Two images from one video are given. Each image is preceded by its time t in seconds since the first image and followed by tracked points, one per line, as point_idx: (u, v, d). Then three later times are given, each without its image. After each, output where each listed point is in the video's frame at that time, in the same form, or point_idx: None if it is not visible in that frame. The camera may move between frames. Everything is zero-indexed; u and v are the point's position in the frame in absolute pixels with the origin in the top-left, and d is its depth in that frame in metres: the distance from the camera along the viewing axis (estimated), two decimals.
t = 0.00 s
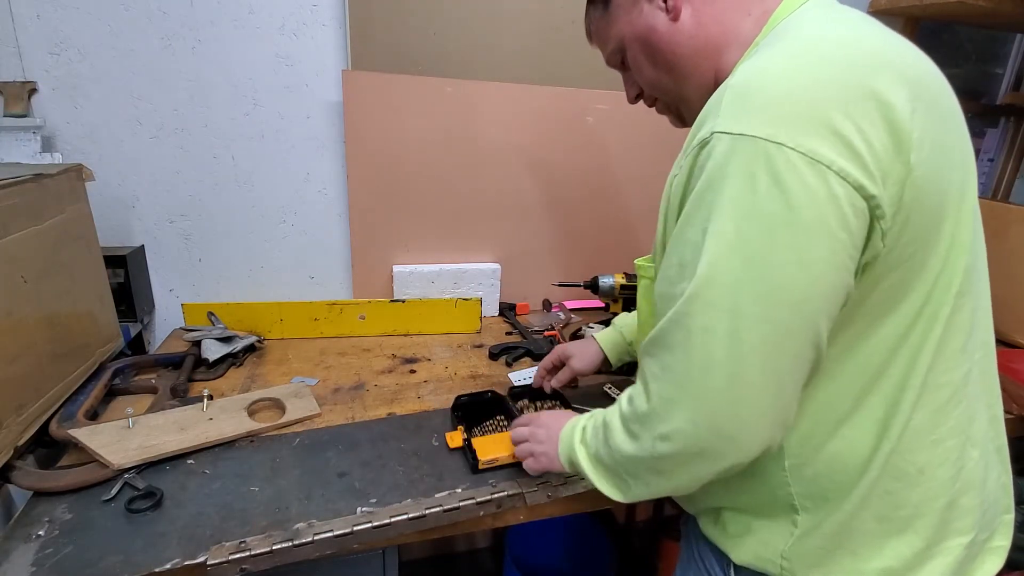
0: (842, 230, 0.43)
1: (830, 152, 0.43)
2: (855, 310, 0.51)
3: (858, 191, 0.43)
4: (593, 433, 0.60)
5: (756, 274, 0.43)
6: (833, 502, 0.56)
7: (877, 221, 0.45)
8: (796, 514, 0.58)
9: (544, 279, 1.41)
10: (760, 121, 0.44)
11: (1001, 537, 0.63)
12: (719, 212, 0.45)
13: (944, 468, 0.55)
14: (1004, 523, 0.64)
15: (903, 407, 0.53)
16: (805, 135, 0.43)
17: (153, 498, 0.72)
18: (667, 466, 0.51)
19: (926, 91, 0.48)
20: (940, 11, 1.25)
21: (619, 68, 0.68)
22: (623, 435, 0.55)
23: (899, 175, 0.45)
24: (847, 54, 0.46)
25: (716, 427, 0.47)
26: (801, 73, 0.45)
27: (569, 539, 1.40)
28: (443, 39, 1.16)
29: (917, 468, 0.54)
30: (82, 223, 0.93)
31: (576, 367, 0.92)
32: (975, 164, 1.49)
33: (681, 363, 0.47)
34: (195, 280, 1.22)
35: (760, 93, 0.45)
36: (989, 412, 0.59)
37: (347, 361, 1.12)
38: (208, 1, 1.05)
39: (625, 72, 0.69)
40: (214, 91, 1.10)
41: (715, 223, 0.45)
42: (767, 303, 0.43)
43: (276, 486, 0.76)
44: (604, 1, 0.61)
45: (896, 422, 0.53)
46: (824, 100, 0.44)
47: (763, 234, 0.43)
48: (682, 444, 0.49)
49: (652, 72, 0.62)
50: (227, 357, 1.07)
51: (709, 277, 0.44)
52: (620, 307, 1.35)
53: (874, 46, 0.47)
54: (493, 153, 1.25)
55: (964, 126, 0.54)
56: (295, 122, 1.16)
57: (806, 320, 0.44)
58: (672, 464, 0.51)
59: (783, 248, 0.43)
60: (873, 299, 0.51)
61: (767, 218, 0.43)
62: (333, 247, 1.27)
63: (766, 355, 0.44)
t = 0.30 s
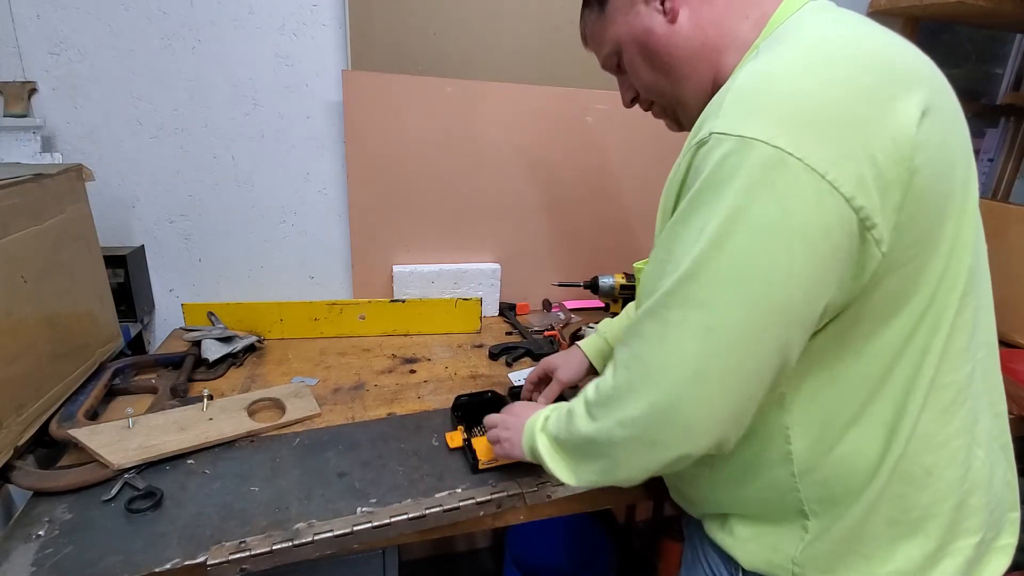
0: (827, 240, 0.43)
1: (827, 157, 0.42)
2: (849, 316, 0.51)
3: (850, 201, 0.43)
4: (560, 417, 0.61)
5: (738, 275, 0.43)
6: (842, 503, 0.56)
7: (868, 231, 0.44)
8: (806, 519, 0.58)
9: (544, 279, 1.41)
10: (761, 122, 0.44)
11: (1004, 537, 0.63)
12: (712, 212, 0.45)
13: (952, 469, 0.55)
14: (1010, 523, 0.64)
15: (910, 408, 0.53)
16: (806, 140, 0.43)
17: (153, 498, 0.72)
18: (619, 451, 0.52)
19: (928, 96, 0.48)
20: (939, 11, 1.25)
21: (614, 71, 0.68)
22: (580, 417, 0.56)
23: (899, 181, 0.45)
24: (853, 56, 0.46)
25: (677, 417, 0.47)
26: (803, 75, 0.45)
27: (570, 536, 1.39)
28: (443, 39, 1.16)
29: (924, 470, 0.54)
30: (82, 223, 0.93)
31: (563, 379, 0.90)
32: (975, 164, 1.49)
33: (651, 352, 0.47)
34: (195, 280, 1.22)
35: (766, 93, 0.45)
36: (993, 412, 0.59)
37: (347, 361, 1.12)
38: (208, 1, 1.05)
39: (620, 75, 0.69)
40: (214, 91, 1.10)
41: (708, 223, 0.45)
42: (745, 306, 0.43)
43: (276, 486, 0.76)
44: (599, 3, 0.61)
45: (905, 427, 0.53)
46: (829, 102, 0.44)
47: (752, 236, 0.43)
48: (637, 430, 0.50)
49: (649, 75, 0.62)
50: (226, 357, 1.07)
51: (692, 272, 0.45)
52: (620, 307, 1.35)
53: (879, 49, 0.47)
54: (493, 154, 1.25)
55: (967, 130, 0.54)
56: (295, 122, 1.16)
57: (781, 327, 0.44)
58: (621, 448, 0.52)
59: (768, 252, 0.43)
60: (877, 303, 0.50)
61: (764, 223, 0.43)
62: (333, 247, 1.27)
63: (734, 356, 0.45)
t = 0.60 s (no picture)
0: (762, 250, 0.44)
1: (776, 167, 0.43)
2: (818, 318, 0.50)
3: (791, 214, 0.44)
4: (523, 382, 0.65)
5: (677, 274, 0.46)
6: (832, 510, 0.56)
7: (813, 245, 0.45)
8: (793, 526, 0.59)
9: (544, 279, 1.41)
10: (720, 128, 0.45)
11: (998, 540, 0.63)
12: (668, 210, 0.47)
13: (942, 476, 0.54)
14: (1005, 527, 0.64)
15: (894, 416, 0.53)
16: (759, 148, 0.44)
17: (153, 498, 0.72)
18: (554, 413, 0.57)
19: (907, 102, 0.48)
20: (940, 11, 1.25)
21: (604, 71, 0.68)
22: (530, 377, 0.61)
23: (860, 189, 0.45)
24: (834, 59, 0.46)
25: (599, 387, 0.51)
26: (789, 76, 0.45)
27: (569, 536, 1.40)
28: (443, 39, 1.15)
29: (912, 478, 0.54)
30: (82, 223, 0.93)
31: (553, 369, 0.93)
32: (975, 164, 1.49)
33: (591, 330, 0.51)
34: (195, 280, 1.22)
35: (742, 95, 0.45)
36: (985, 417, 0.59)
37: (347, 361, 1.13)
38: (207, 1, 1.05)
39: (611, 75, 0.69)
40: (214, 91, 1.10)
41: (665, 218, 0.47)
42: (679, 305, 0.46)
43: (276, 486, 0.76)
44: (588, 3, 0.61)
45: (888, 434, 0.53)
46: (799, 107, 0.44)
47: (693, 236, 0.45)
48: (567, 394, 0.54)
49: (638, 75, 0.62)
50: (227, 357, 1.07)
51: (638, 260, 0.48)
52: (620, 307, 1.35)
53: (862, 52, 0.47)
54: (491, 154, 1.25)
55: (956, 136, 0.53)
56: (295, 122, 1.16)
57: (712, 329, 0.46)
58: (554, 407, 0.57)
59: (706, 255, 0.45)
60: (849, 308, 0.50)
61: (714, 229, 0.44)
62: (332, 246, 1.27)
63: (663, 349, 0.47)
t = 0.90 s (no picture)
0: (760, 245, 0.44)
1: (764, 164, 0.44)
2: (800, 315, 0.51)
3: (783, 208, 0.44)
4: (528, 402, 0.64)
5: (671, 280, 0.45)
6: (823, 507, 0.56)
7: (805, 236, 0.45)
8: (773, 518, 0.59)
9: (544, 279, 1.41)
10: (706, 131, 0.45)
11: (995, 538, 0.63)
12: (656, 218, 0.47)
13: (917, 471, 0.54)
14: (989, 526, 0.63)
15: (867, 410, 0.52)
16: (744, 149, 0.44)
17: (153, 498, 0.72)
18: (568, 438, 0.55)
19: (886, 98, 0.48)
20: (940, 11, 1.25)
21: (594, 73, 0.68)
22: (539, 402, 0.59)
23: (841, 185, 0.46)
24: (811, 60, 0.47)
25: (614, 411, 0.50)
26: (762, 79, 0.46)
27: (569, 536, 1.40)
28: (443, 39, 1.15)
29: (887, 473, 0.54)
30: (82, 223, 0.93)
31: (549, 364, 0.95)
32: (975, 164, 1.50)
33: (598, 349, 0.50)
34: (195, 280, 1.22)
35: (721, 96, 0.46)
36: (966, 414, 0.58)
37: (347, 361, 1.12)
38: (208, 1, 1.05)
39: (600, 78, 0.69)
40: (214, 92, 1.10)
41: (653, 227, 0.46)
42: (677, 309, 0.45)
43: (276, 486, 0.76)
44: (579, 5, 0.61)
45: (862, 427, 0.53)
46: (780, 108, 0.44)
47: (687, 241, 0.45)
48: (581, 419, 0.53)
49: (626, 77, 0.62)
50: (226, 357, 1.07)
51: (631, 275, 0.47)
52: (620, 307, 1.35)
53: (839, 51, 0.48)
54: (490, 154, 1.25)
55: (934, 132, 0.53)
56: (295, 122, 1.16)
57: (715, 329, 0.46)
58: (567, 433, 0.55)
59: (701, 256, 0.44)
60: (826, 304, 0.50)
61: (706, 230, 0.44)
62: (332, 246, 1.27)
63: (667, 358, 0.47)
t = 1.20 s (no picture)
0: (754, 245, 0.44)
1: (758, 164, 0.44)
2: (798, 312, 0.51)
3: (776, 207, 0.44)
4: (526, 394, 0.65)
5: (666, 277, 0.46)
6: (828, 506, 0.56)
7: (797, 235, 0.45)
8: (776, 514, 0.59)
9: (544, 279, 1.41)
10: (701, 130, 0.45)
11: (992, 532, 0.63)
12: (654, 217, 0.47)
13: (914, 463, 0.54)
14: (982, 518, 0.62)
15: (867, 403, 0.53)
16: (738, 147, 0.44)
17: (153, 498, 0.72)
18: (569, 430, 0.56)
19: (877, 98, 0.48)
20: (940, 11, 1.25)
21: (589, 75, 0.68)
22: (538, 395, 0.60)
23: (836, 184, 0.45)
24: (804, 60, 0.47)
25: (613, 400, 0.51)
26: (754, 80, 0.46)
27: (571, 537, 1.39)
28: (443, 39, 1.15)
29: (885, 466, 0.54)
30: (82, 223, 0.93)
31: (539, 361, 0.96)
32: (975, 164, 1.50)
33: (598, 343, 0.50)
34: (195, 280, 1.22)
35: (713, 97, 0.46)
36: (962, 406, 0.58)
37: (347, 361, 1.12)
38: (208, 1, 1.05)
39: (595, 79, 0.69)
40: (214, 92, 1.10)
41: (651, 226, 0.47)
42: (673, 306, 0.46)
43: (276, 486, 0.76)
44: (573, 8, 0.61)
45: (861, 420, 0.53)
46: (773, 108, 0.44)
47: (681, 240, 0.45)
48: (582, 411, 0.53)
49: (620, 80, 0.62)
50: (226, 357, 1.07)
51: (628, 272, 0.47)
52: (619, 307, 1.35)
53: (834, 52, 0.48)
54: (489, 154, 1.25)
55: (925, 132, 0.53)
56: (295, 122, 1.16)
57: (710, 326, 0.46)
58: (568, 426, 0.56)
59: (695, 252, 0.45)
60: (825, 302, 0.50)
61: (700, 227, 0.44)
62: (332, 246, 1.27)
63: (665, 352, 0.47)
